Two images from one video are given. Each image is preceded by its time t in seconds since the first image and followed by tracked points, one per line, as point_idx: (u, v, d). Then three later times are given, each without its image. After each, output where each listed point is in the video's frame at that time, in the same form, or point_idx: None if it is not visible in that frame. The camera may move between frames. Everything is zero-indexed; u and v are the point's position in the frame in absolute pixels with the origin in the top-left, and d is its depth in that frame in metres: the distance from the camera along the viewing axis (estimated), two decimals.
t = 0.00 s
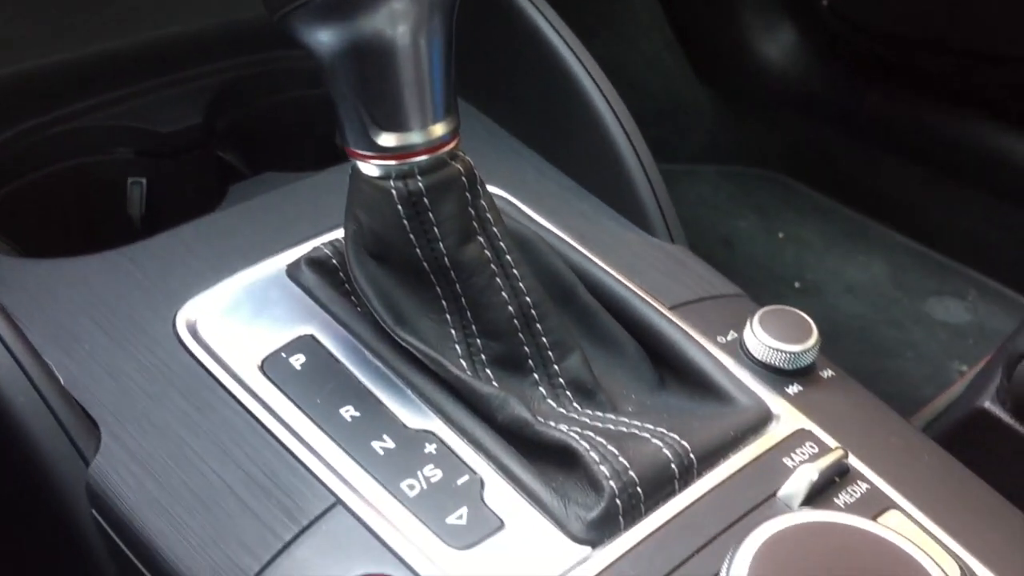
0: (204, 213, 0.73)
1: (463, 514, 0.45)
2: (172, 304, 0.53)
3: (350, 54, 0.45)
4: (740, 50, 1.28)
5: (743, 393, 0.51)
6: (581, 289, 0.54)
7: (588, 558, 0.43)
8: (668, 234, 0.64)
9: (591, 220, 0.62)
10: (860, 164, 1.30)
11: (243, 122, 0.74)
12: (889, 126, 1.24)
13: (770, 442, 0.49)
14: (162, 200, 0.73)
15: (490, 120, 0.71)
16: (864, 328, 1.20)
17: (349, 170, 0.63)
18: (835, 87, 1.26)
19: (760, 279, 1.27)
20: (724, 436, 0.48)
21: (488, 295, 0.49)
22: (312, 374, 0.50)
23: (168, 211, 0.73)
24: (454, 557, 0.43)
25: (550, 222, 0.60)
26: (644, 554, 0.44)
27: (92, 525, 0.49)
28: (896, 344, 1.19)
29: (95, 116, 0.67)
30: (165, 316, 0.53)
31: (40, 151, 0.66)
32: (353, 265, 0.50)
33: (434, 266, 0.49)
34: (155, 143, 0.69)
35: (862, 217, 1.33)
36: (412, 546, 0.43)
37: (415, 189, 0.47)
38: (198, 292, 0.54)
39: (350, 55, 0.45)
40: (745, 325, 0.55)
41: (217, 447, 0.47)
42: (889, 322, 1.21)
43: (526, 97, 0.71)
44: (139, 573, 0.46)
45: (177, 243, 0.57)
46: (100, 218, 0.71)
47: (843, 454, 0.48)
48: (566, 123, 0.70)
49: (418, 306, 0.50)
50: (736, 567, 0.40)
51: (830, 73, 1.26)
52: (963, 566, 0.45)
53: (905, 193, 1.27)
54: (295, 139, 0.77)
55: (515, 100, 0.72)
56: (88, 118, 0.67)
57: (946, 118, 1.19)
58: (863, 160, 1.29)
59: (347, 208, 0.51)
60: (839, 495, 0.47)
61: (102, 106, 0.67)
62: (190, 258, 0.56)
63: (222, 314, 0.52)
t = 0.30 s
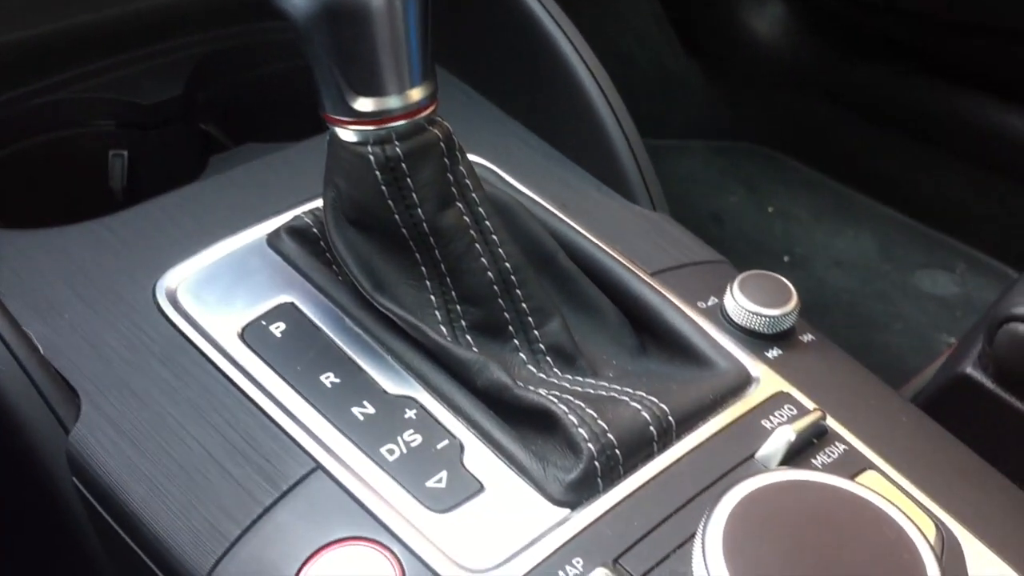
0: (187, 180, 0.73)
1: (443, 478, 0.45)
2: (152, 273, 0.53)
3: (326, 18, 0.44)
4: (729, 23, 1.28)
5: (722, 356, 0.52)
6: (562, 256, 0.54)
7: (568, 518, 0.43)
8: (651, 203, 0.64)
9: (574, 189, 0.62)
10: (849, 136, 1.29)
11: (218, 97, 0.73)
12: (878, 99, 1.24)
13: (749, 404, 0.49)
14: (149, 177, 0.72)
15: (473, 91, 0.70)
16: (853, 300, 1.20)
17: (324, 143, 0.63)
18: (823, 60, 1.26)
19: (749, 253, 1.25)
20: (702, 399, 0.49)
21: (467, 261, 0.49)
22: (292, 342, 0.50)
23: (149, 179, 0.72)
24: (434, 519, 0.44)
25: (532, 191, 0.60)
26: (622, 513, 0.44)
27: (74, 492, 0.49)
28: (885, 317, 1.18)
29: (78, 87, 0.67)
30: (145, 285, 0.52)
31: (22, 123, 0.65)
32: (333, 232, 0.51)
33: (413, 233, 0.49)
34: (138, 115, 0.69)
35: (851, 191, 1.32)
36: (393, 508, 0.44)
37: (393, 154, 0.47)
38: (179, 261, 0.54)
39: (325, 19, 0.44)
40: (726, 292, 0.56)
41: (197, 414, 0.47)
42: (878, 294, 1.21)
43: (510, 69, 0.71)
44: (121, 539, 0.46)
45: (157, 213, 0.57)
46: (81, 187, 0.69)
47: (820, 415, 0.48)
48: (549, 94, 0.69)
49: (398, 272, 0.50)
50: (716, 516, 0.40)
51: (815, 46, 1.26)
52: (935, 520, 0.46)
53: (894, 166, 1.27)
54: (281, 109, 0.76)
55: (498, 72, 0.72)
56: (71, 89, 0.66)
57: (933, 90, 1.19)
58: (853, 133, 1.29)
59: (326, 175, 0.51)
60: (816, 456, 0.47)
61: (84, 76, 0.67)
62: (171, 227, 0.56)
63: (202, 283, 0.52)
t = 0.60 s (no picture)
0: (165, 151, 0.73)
1: (422, 442, 0.45)
2: (131, 244, 0.53)
3: None
4: None
5: (699, 318, 0.52)
6: (540, 222, 0.54)
7: (547, 479, 0.44)
8: (631, 168, 0.64)
9: (553, 157, 0.62)
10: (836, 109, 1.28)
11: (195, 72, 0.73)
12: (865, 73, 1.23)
13: (727, 367, 0.50)
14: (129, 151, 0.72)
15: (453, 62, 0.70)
16: (840, 274, 1.21)
17: (301, 113, 0.62)
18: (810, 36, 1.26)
19: (735, 227, 1.25)
20: (681, 362, 0.49)
21: (446, 227, 0.50)
22: (271, 309, 0.50)
23: (127, 151, 0.72)
24: (413, 482, 0.44)
25: (511, 158, 0.60)
26: (600, 474, 0.44)
27: (55, 459, 0.49)
28: (870, 290, 1.19)
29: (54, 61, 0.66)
30: (124, 255, 0.52)
31: None
32: (311, 200, 0.50)
33: (392, 200, 0.49)
34: (115, 87, 0.68)
35: (837, 165, 1.32)
36: (372, 472, 0.44)
37: (369, 121, 0.47)
38: (158, 232, 0.54)
39: None
40: (705, 257, 0.56)
41: (177, 382, 0.47)
42: (864, 267, 1.21)
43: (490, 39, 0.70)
44: (104, 506, 0.46)
45: (135, 184, 0.57)
46: (59, 161, 0.69)
47: (797, 376, 0.48)
48: (529, 63, 0.69)
49: (377, 239, 0.50)
50: (692, 473, 0.40)
51: (803, 21, 1.26)
52: (911, 479, 0.46)
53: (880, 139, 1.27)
54: (258, 86, 0.76)
55: (478, 42, 0.71)
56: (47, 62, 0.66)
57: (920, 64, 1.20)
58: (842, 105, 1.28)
59: (303, 143, 0.50)
60: (794, 417, 0.47)
61: (60, 49, 0.66)
62: (149, 197, 0.56)
63: (182, 252, 0.52)
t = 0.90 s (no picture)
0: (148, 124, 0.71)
1: (402, 409, 0.45)
2: (110, 215, 0.53)
3: None
4: None
5: (678, 286, 0.52)
6: (520, 191, 0.54)
7: (526, 445, 0.44)
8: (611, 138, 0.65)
9: (534, 126, 0.61)
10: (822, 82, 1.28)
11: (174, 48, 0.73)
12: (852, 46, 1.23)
13: (705, 333, 0.50)
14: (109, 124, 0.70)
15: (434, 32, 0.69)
16: (827, 247, 1.21)
17: (280, 84, 0.62)
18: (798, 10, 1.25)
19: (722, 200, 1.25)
20: (659, 329, 0.49)
21: (425, 196, 0.50)
22: (252, 280, 0.50)
23: (111, 124, 0.70)
24: (393, 448, 0.44)
25: (492, 129, 0.60)
26: (579, 439, 0.44)
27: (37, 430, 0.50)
28: (858, 263, 1.19)
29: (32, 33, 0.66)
30: (103, 226, 0.52)
31: None
32: (289, 169, 0.50)
33: (371, 169, 0.49)
34: (95, 59, 0.68)
35: (824, 137, 1.31)
36: (351, 440, 0.44)
37: (346, 89, 0.47)
38: (138, 203, 0.53)
39: None
40: (684, 226, 0.56)
41: (157, 351, 0.47)
42: (851, 240, 1.22)
43: (471, 9, 0.70)
44: (87, 476, 0.47)
45: (114, 155, 0.57)
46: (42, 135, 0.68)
47: (774, 342, 0.49)
48: (511, 33, 0.68)
49: (356, 209, 0.50)
50: (668, 437, 0.41)
51: None
52: (885, 442, 0.46)
53: (866, 113, 1.26)
54: (241, 59, 0.73)
55: (459, 12, 0.71)
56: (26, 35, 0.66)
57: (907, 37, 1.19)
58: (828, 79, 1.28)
59: (281, 113, 0.50)
60: (771, 382, 0.48)
61: (40, 22, 0.66)
62: (129, 168, 0.56)
63: (162, 222, 0.52)
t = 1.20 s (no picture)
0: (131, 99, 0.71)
1: (385, 380, 0.46)
2: (93, 192, 0.53)
3: None
4: None
5: (660, 259, 0.52)
6: (503, 165, 0.54)
7: (507, 415, 0.44)
8: (594, 114, 0.65)
9: (518, 102, 0.61)
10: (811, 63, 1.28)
11: (155, 14, 0.73)
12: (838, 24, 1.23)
13: (686, 304, 0.50)
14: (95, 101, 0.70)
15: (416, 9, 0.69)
16: (816, 226, 1.21)
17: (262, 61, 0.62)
18: None
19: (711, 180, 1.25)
20: (640, 300, 0.50)
21: (407, 170, 0.50)
22: (234, 254, 0.50)
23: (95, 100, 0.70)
24: (376, 419, 0.44)
25: (475, 104, 0.60)
26: (559, 409, 0.45)
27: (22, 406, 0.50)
28: (846, 241, 1.20)
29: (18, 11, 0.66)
30: (87, 203, 0.52)
31: None
32: (270, 145, 0.51)
33: (352, 143, 0.49)
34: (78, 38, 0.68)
35: (812, 116, 1.31)
36: (333, 411, 0.44)
37: (326, 63, 0.47)
38: (121, 180, 0.53)
39: None
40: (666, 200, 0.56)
41: (141, 326, 0.47)
42: (839, 219, 1.22)
43: None
44: (72, 449, 0.47)
45: (97, 133, 0.56)
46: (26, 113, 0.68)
47: (754, 312, 0.49)
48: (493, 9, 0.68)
49: (338, 183, 0.50)
50: (647, 405, 0.41)
51: None
52: (863, 409, 0.46)
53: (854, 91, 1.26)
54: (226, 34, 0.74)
55: None
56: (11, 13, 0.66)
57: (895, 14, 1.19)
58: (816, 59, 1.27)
59: (262, 88, 0.51)
60: (751, 351, 0.48)
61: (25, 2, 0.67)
62: (111, 145, 0.56)
63: (144, 199, 0.52)
